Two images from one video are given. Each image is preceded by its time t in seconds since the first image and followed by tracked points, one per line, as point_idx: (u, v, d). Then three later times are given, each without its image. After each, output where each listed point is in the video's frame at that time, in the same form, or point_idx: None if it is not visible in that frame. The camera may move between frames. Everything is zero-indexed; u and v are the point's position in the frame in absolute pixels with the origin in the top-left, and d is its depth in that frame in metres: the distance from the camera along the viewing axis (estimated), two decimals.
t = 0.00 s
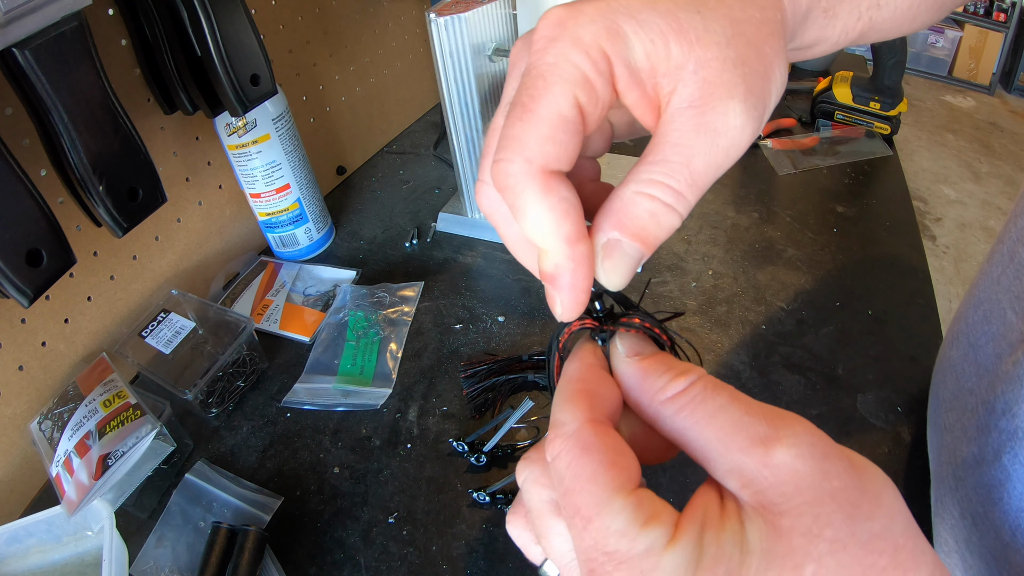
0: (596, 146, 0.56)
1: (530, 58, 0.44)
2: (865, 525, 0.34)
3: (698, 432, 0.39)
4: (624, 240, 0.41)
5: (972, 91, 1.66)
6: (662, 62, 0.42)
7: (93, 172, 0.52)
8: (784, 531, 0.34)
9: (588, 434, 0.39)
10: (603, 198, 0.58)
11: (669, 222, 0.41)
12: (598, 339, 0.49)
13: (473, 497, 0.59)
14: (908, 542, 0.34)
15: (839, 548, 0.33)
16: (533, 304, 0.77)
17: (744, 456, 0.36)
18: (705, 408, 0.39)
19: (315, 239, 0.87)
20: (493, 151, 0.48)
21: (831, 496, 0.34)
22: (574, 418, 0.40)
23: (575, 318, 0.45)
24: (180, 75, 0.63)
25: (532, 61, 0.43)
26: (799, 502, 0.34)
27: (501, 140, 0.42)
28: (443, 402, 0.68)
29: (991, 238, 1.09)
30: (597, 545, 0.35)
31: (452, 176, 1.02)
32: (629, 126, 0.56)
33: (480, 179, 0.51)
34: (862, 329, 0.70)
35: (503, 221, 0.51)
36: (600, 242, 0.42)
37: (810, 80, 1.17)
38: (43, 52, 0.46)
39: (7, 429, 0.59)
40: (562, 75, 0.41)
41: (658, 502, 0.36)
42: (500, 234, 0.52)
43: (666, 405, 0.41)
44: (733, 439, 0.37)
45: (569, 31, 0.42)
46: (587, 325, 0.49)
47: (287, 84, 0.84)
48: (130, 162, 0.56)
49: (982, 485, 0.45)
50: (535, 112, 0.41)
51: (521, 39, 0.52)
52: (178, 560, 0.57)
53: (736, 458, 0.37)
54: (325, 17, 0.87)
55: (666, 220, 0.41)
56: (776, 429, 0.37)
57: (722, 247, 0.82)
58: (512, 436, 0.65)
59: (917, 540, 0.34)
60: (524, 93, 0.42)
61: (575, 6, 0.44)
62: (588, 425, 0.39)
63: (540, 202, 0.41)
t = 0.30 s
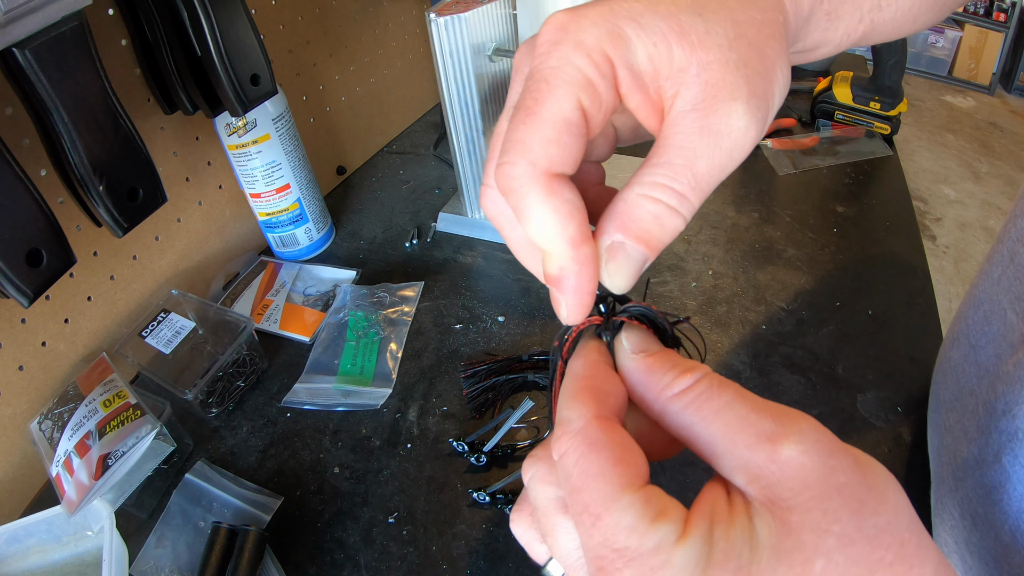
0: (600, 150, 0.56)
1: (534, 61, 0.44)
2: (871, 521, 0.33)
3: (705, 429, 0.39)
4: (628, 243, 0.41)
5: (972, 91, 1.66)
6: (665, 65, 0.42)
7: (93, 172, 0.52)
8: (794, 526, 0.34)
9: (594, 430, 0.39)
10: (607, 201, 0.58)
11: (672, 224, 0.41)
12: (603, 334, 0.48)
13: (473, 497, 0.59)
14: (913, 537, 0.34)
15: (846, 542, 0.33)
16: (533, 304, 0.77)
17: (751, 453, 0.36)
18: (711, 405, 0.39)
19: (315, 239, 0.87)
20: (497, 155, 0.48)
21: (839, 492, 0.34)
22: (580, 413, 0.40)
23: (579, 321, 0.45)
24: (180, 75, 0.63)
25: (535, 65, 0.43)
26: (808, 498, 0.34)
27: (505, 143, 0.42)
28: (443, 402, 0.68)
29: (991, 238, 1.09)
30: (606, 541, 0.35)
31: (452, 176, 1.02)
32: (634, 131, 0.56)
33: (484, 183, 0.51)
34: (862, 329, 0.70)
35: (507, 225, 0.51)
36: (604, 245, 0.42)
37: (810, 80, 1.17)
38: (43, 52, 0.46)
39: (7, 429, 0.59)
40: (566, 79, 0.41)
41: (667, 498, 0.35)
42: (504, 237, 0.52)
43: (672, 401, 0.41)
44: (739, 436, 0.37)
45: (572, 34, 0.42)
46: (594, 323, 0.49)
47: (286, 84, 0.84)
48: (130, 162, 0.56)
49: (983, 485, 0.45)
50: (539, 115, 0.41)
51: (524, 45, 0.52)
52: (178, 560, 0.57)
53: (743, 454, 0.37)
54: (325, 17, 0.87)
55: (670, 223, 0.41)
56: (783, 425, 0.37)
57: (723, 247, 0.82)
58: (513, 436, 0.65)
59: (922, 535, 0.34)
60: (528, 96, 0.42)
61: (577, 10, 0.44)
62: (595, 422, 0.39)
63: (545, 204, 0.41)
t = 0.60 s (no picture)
0: (607, 153, 0.57)
1: (544, 67, 0.44)
2: (876, 512, 0.34)
3: (716, 418, 0.39)
4: (637, 243, 0.41)
5: (972, 91, 1.66)
6: (671, 68, 0.42)
7: (93, 172, 0.52)
8: (804, 515, 0.34)
9: (605, 420, 0.38)
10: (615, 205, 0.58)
11: (682, 224, 0.40)
12: (612, 331, 0.48)
13: (474, 497, 0.59)
14: (915, 532, 0.34)
15: (853, 533, 0.33)
16: (534, 304, 0.77)
17: (762, 443, 0.37)
18: (722, 396, 0.39)
19: (315, 239, 0.87)
20: (508, 158, 0.48)
21: (845, 484, 0.35)
22: (590, 405, 0.40)
23: (590, 320, 0.45)
24: (180, 75, 0.63)
25: (545, 70, 0.43)
26: (818, 487, 0.35)
27: (516, 146, 0.42)
28: (443, 402, 0.68)
29: (991, 238, 1.09)
30: (617, 528, 0.35)
31: (452, 176, 1.02)
32: (641, 135, 0.57)
33: (495, 186, 0.51)
34: (862, 329, 0.70)
35: (519, 227, 0.51)
36: (614, 245, 0.42)
37: (810, 80, 1.17)
38: (43, 52, 0.46)
39: (7, 429, 0.59)
40: (575, 83, 0.41)
41: (677, 485, 0.35)
42: (517, 240, 0.52)
43: (682, 392, 0.41)
44: (750, 426, 0.37)
45: (581, 40, 0.43)
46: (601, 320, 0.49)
47: (287, 84, 0.84)
48: (130, 162, 0.56)
49: (982, 485, 0.45)
50: (549, 118, 0.41)
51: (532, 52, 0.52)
52: (178, 560, 0.57)
53: (754, 444, 0.37)
54: (325, 17, 0.87)
55: (679, 223, 0.40)
56: (792, 419, 0.37)
57: (722, 247, 0.82)
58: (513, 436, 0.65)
59: (923, 531, 0.34)
60: (538, 100, 0.42)
61: (586, 16, 0.45)
62: (605, 413, 0.39)
63: (555, 204, 0.41)
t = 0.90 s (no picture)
0: (605, 167, 0.57)
1: (538, 82, 0.45)
2: (874, 557, 0.34)
3: (737, 438, 0.37)
4: (632, 252, 0.40)
5: (972, 91, 1.66)
6: (666, 82, 0.42)
7: (93, 173, 0.52)
8: (809, 544, 0.34)
9: (572, 436, 0.39)
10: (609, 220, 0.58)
11: (676, 233, 0.40)
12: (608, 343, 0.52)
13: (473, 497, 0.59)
14: None
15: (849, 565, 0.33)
16: (533, 304, 0.77)
17: (783, 470, 0.36)
18: (746, 415, 0.38)
19: (315, 239, 0.87)
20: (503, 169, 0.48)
21: (852, 521, 0.34)
22: (557, 421, 0.41)
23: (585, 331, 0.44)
24: (179, 76, 0.63)
25: (540, 84, 0.44)
26: (827, 519, 0.34)
27: (508, 158, 0.43)
28: (443, 402, 0.68)
29: (991, 238, 1.09)
30: (599, 538, 0.34)
31: (452, 176, 1.02)
32: (640, 150, 0.57)
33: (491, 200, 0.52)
34: (862, 329, 0.70)
35: (514, 239, 0.51)
36: (608, 255, 0.41)
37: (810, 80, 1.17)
38: (43, 52, 0.46)
39: (7, 429, 0.59)
40: (567, 97, 0.42)
41: (650, 495, 0.36)
42: (512, 251, 0.52)
43: (704, 406, 0.39)
44: (774, 451, 0.36)
45: (575, 56, 0.43)
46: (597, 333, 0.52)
47: (286, 84, 0.84)
48: (130, 163, 0.56)
49: (978, 487, 0.45)
50: (539, 131, 0.42)
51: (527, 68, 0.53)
52: (178, 560, 0.57)
53: (775, 471, 0.36)
54: (325, 17, 0.87)
55: (673, 232, 0.40)
56: (812, 448, 0.36)
57: (722, 247, 0.82)
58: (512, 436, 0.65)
59: None
60: (530, 114, 0.43)
61: (585, 33, 0.45)
62: (572, 429, 0.40)
63: (541, 215, 0.41)
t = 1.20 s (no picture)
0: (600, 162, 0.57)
1: (530, 76, 0.45)
2: (854, 551, 0.34)
3: (701, 442, 0.39)
4: (628, 251, 0.40)
5: (972, 91, 1.66)
6: (659, 76, 0.42)
7: (93, 173, 0.52)
8: (784, 544, 0.34)
9: (580, 435, 0.40)
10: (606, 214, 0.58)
11: (671, 230, 0.41)
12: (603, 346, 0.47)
13: (473, 497, 0.59)
14: None
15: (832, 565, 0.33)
16: (533, 304, 0.77)
17: (748, 471, 0.37)
18: (710, 422, 0.39)
19: (315, 239, 0.87)
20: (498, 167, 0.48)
21: (828, 520, 0.35)
22: (567, 420, 0.42)
23: (579, 330, 0.45)
24: (179, 76, 0.63)
25: (532, 80, 0.44)
26: (800, 520, 0.35)
27: (502, 156, 0.43)
28: (443, 402, 0.68)
29: (992, 238, 1.09)
30: (589, 541, 0.35)
31: (452, 176, 1.02)
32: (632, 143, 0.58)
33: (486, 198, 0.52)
34: (861, 329, 0.70)
35: (510, 238, 0.52)
36: (604, 255, 0.42)
37: (810, 80, 1.17)
38: (43, 52, 0.46)
39: (7, 429, 0.59)
40: (559, 93, 0.42)
41: (649, 503, 0.36)
42: (507, 250, 0.52)
43: (670, 414, 0.41)
44: (737, 453, 0.37)
45: (567, 50, 0.43)
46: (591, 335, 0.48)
47: (286, 84, 0.84)
48: (130, 163, 0.56)
49: (978, 487, 0.45)
50: (532, 129, 0.42)
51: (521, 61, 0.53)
52: (178, 560, 0.57)
53: (739, 472, 0.37)
54: (325, 17, 0.87)
55: (668, 229, 0.40)
56: (779, 452, 0.37)
57: (723, 247, 0.82)
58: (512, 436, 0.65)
59: None
60: (522, 111, 0.43)
61: (576, 25, 0.45)
62: (581, 428, 0.40)
63: (536, 214, 0.42)
